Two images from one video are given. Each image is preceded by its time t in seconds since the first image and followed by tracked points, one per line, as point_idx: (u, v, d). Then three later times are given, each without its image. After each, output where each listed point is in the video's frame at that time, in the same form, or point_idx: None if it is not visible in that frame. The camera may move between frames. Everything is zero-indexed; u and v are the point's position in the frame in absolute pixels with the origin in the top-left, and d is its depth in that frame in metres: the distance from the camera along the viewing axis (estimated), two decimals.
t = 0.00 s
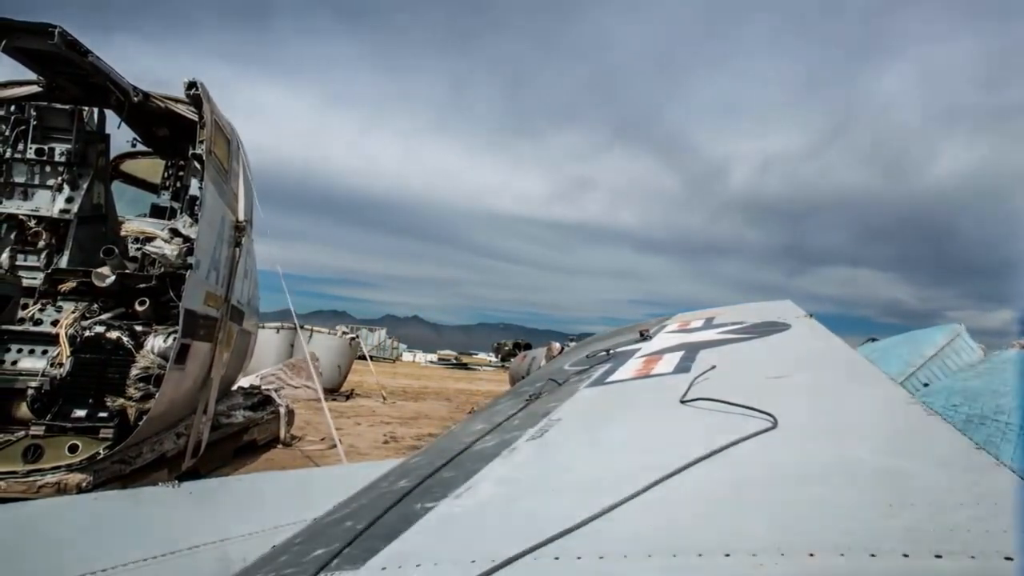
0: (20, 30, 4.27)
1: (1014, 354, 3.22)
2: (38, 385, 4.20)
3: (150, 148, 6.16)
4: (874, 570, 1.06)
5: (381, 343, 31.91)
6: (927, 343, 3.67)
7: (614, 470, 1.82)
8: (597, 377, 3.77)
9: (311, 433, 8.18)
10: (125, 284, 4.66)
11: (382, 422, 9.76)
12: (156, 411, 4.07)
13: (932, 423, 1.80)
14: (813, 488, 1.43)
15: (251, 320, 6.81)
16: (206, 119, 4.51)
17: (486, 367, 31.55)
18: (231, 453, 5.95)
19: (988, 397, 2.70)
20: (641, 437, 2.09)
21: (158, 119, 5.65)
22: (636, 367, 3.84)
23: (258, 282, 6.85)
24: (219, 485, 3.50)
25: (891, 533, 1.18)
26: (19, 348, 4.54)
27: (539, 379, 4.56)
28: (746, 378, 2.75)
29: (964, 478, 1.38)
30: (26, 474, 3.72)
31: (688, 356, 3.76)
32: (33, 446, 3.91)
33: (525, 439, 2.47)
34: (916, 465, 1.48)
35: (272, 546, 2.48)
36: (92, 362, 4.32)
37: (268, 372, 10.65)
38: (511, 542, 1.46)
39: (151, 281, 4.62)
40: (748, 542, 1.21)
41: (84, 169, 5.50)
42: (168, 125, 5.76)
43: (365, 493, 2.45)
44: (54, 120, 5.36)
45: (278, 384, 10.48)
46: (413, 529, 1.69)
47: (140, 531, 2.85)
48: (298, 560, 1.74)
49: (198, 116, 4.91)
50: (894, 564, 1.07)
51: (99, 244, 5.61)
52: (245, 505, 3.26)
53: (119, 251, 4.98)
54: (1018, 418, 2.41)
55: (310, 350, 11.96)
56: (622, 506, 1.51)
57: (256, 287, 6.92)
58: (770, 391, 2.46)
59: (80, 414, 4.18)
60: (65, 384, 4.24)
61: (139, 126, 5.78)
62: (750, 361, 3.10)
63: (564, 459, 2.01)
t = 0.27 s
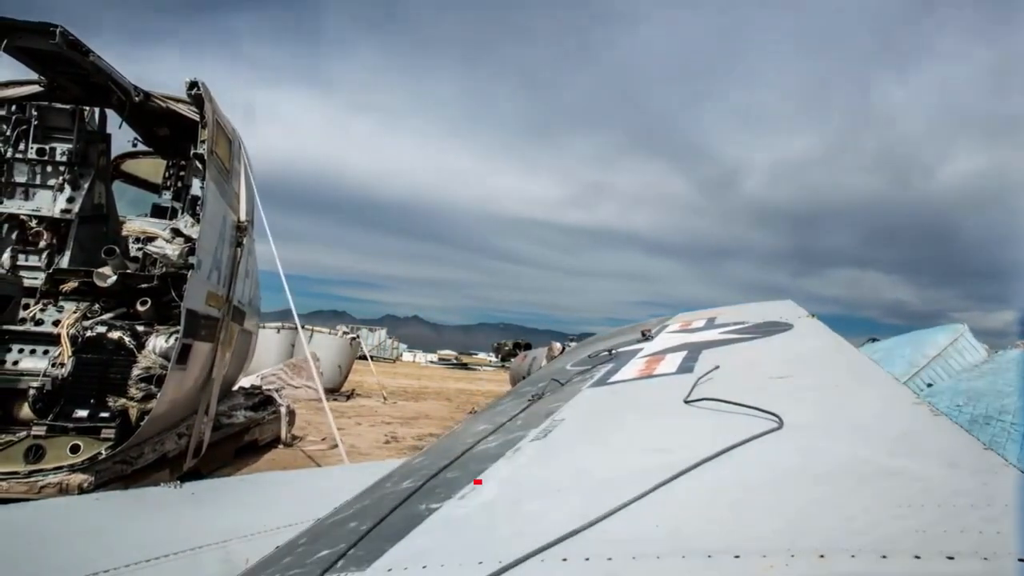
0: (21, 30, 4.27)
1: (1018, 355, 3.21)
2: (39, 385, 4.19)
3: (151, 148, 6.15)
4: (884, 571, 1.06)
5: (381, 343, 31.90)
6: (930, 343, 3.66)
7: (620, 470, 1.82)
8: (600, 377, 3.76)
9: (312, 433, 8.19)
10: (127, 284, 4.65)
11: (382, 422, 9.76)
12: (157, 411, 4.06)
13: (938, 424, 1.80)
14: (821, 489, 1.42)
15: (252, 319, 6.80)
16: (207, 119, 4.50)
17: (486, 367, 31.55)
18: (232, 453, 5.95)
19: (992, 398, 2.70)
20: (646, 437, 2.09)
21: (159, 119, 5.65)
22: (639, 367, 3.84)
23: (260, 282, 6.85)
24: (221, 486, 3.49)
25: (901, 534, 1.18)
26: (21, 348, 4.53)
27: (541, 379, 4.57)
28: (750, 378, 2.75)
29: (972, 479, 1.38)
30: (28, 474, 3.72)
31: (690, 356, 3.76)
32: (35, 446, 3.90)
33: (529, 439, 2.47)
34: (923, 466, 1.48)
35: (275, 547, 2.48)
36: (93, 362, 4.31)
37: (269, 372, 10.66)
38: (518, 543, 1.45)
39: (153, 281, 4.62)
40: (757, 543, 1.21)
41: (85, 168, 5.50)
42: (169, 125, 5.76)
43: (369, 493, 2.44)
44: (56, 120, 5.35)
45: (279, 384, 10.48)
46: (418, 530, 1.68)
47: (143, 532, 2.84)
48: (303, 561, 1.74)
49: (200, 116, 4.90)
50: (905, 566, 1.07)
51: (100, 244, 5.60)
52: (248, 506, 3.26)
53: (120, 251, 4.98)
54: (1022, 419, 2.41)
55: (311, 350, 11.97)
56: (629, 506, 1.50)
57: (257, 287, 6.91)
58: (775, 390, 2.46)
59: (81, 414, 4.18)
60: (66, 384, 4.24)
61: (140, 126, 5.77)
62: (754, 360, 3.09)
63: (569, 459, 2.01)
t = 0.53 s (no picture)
0: (24, 29, 4.26)
1: None
2: (41, 385, 4.18)
3: (153, 147, 6.14)
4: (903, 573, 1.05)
5: (381, 343, 31.89)
6: (936, 343, 3.65)
7: (629, 472, 1.81)
8: (604, 377, 3.75)
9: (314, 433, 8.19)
10: (129, 284, 4.64)
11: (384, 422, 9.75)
12: (160, 411, 4.05)
13: (949, 424, 1.79)
14: (835, 491, 1.41)
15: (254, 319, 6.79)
16: (210, 118, 4.49)
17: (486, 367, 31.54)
18: (234, 453, 5.94)
19: (1000, 398, 2.69)
20: (655, 438, 2.08)
21: (162, 119, 5.64)
22: (643, 367, 3.82)
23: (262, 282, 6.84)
24: (225, 487, 3.48)
25: (918, 537, 1.17)
26: (22, 349, 4.52)
27: (545, 379, 4.56)
28: (757, 378, 2.74)
29: (987, 481, 1.37)
30: (30, 474, 3.71)
31: (695, 356, 3.75)
32: (38, 447, 3.89)
33: (535, 440, 2.46)
34: (937, 467, 1.47)
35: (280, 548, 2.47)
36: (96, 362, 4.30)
37: (270, 372, 10.65)
38: (529, 546, 1.44)
39: (155, 281, 4.60)
40: (773, 547, 1.20)
41: (87, 168, 5.49)
42: (171, 125, 5.74)
43: (375, 494, 2.43)
44: (58, 119, 5.34)
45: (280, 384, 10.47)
46: (428, 531, 1.67)
47: (147, 533, 2.83)
48: (311, 562, 1.73)
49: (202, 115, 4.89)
50: (924, 569, 1.06)
51: (102, 244, 5.59)
52: (252, 507, 3.24)
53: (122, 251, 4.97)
54: None
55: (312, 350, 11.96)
56: (641, 508, 1.49)
57: (259, 287, 6.90)
58: (783, 391, 2.45)
59: (84, 415, 4.17)
60: (68, 385, 4.23)
61: (142, 126, 5.76)
62: (760, 360, 3.08)
63: (578, 460, 2.00)
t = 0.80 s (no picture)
0: (26, 29, 4.25)
1: None
2: (43, 385, 4.17)
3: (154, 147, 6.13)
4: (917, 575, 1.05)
5: (381, 343, 31.88)
6: (939, 343, 3.64)
7: (636, 472, 1.80)
8: (607, 377, 3.74)
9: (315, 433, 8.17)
10: (131, 284, 4.63)
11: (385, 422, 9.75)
12: (162, 412, 4.03)
13: (957, 424, 1.79)
14: (845, 491, 1.41)
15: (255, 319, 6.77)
16: (212, 118, 4.48)
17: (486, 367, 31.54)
18: (236, 453, 5.93)
19: (1006, 399, 2.68)
20: (661, 438, 2.07)
21: (163, 119, 5.63)
22: (647, 367, 3.82)
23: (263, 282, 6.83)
24: (227, 487, 3.47)
25: (930, 538, 1.17)
26: (24, 349, 4.51)
27: (548, 379, 4.55)
28: (762, 378, 2.74)
29: (998, 482, 1.37)
30: (32, 475, 3.70)
31: (698, 356, 3.75)
32: (40, 447, 3.89)
33: (540, 440, 2.45)
34: (947, 467, 1.47)
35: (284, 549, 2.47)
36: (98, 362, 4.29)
37: (271, 372, 10.64)
38: (538, 546, 1.44)
39: (157, 281, 4.58)
40: (785, 547, 1.20)
41: (88, 168, 5.48)
42: (172, 125, 5.74)
43: (379, 495, 2.43)
44: (59, 119, 5.34)
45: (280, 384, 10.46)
46: (435, 532, 1.67)
47: (151, 534, 2.82)
48: (317, 564, 1.72)
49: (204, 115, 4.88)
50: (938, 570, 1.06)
51: (104, 244, 5.59)
52: (255, 508, 3.23)
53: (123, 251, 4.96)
54: None
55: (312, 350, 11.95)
56: (649, 509, 1.49)
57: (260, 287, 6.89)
58: (789, 391, 2.44)
59: (86, 415, 4.16)
60: (70, 385, 4.22)
61: (144, 126, 5.75)
62: (764, 360, 3.08)
63: (584, 461, 1.99)
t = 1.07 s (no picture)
0: (27, 29, 4.25)
1: None
2: (45, 386, 4.16)
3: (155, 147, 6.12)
4: None
5: (381, 343, 31.87)
6: (943, 343, 3.63)
7: (643, 474, 1.79)
8: (610, 378, 3.74)
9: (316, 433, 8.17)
10: (133, 284, 4.63)
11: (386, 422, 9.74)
12: (164, 412, 4.02)
13: (965, 425, 1.78)
14: (855, 493, 1.40)
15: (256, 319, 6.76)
16: (213, 118, 4.47)
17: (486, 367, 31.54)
18: (237, 453, 5.91)
19: (1011, 399, 2.68)
20: (667, 439, 2.06)
21: (164, 119, 5.62)
22: (650, 367, 3.81)
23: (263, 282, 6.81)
24: (230, 487, 3.46)
25: (943, 540, 1.17)
26: (25, 349, 4.51)
27: (550, 379, 4.54)
28: (767, 378, 2.73)
29: (1009, 485, 1.37)
30: (34, 475, 3.69)
31: (702, 356, 3.74)
32: (41, 447, 3.88)
33: (544, 440, 2.45)
34: (958, 469, 1.47)
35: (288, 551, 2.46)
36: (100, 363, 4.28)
37: (271, 372, 10.63)
38: (546, 548, 1.43)
39: (159, 281, 4.57)
40: (796, 549, 1.19)
41: (89, 168, 5.48)
42: (174, 125, 5.73)
43: (384, 495, 2.42)
44: (60, 119, 5.33)
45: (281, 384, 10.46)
46: (441, 534, 1.66)
47: (154, 535, 2.82)
48: (322, 565, 1.72)
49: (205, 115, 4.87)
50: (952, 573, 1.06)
51: (105, 244, 5.58)
52: (257, 509, 3.22)
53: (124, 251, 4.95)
54: None
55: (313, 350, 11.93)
56: (658, 510, 1.49)
57: (261, 287, 6.88)
58: (794, 392, 2.44)
59: (87, 415, 4.16)
60: (72, 385, 4.21)
61: (145, 126, 5.74)
62: (768, 361, 3.08)
63: (590, 462, 1.99)
